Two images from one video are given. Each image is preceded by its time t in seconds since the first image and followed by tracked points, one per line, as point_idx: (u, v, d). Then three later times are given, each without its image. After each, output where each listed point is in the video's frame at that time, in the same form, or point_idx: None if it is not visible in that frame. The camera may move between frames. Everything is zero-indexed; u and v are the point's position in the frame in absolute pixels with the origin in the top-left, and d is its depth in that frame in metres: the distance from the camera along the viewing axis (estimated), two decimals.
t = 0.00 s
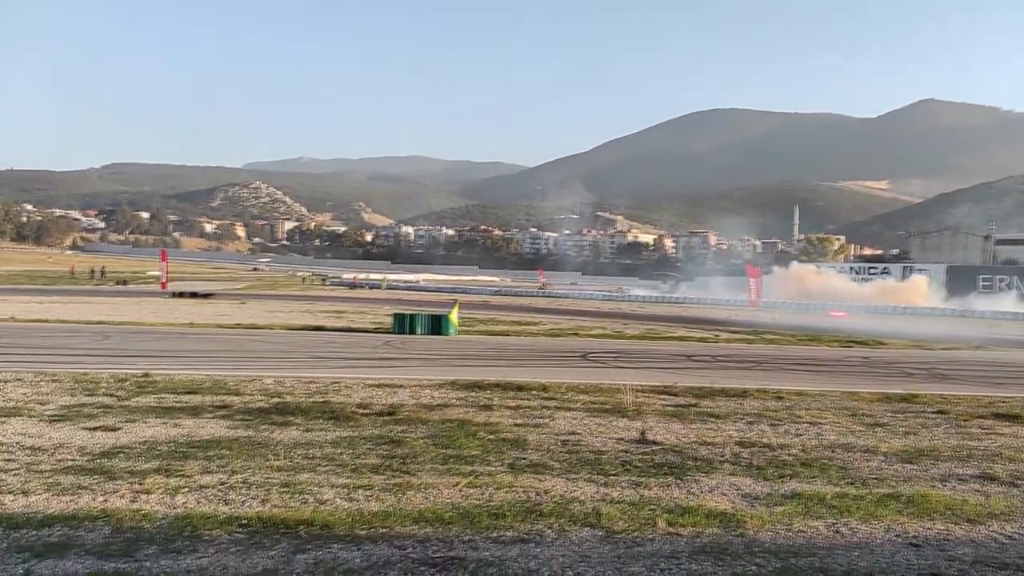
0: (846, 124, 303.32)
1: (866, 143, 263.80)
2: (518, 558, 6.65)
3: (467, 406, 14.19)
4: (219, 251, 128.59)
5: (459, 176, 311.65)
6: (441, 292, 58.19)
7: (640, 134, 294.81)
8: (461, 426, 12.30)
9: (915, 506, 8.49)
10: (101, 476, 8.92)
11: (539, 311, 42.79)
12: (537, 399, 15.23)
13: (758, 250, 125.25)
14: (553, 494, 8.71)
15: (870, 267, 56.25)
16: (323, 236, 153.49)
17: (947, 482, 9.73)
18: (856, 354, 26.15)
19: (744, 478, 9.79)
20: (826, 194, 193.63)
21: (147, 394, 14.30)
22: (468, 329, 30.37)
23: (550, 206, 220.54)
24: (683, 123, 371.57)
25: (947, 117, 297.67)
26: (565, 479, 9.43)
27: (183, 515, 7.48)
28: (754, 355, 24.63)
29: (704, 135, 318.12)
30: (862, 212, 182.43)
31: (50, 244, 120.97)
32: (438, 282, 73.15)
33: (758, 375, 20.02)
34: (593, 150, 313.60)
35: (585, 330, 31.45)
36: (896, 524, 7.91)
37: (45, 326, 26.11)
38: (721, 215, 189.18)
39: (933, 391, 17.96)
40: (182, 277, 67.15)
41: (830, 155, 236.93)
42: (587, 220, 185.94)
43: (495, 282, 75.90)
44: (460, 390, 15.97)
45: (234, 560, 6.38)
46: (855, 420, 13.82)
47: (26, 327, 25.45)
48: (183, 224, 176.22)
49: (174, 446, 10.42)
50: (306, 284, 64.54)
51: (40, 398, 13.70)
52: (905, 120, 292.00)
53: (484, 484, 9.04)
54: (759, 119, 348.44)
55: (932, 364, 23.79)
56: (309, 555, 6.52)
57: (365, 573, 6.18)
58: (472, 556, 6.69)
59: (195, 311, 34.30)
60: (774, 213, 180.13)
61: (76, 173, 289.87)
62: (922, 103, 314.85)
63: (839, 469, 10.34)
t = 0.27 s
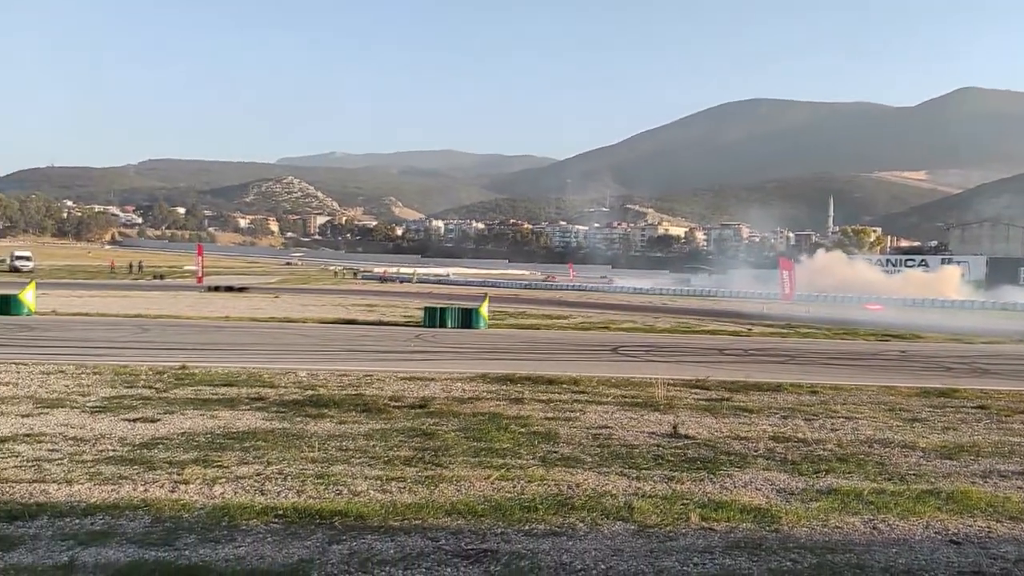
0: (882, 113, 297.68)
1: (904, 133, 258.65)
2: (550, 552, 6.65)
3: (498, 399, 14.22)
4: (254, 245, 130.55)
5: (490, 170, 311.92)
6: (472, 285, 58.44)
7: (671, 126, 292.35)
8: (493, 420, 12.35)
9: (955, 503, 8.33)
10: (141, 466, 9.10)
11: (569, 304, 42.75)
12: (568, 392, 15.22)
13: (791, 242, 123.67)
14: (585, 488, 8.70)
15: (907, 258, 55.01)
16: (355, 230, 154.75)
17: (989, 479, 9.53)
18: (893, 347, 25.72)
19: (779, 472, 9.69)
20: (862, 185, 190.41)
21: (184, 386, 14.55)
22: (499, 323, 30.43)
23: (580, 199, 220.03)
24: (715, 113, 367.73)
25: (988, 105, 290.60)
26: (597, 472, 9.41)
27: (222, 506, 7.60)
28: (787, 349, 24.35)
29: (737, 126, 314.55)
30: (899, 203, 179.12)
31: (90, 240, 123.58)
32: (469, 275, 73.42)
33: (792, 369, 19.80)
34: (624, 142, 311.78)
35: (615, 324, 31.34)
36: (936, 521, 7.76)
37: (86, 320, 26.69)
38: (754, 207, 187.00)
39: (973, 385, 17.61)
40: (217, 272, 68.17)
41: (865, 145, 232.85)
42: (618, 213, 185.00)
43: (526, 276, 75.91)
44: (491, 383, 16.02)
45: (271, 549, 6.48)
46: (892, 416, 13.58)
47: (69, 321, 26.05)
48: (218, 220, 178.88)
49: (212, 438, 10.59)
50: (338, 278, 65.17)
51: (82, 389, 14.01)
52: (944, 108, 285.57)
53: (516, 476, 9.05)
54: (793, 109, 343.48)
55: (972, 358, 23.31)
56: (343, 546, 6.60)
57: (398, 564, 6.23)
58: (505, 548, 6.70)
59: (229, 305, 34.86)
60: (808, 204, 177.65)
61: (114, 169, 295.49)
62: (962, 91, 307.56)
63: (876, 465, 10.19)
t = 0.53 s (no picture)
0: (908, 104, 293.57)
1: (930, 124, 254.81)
2: (573, 547, 6.66)
3: (519, 394, 14.23)
4: (276, 241, 131.64)
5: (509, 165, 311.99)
6: (492, 280, 58.49)
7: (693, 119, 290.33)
8: (514, 414, 12.37)
9: (984, 499, 8.21)
10: (168, 459, 9.22)
11: (589, 299, 42.71)
12: (589, 387, 15.21)
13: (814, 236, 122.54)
14: (607, 483, 8.69)
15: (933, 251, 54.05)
16: (375, 225, 155.46)
17: (1018, 476, 9.39)
18: (919, 342, 25.41)
19: (802, 468, 9.61)
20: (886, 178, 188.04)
21: (210, 380, 14.75)
22: (520, 318, 30.47)
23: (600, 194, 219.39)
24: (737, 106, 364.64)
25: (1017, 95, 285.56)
26: (619, 467, 9.39)
27: (245, 499, 7.66)
28: (811, 343, 24.13)
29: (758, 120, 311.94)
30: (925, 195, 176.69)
31: (116, 237, 125.22)
32: (489, 270, 73.51)
33: (815, 364, 19.65)
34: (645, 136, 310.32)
35: (637, 319, 31.26)
36: (965, 518, 7.65)
37: (113, 314, 27.08)
38: (776, 201, 185.40)
39: (1000, 380, 17.36)
40: (240, 268, 68.76)
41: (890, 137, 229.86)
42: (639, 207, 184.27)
43: (546, 270, 75.86)
44: (512, 378, 16.04)
45: (294, 542, 6.54)
46: (918, 411, 13.41)
47: (97, 316, 26.42)
48: (241, 216, 180.52)
49: (235, 431, 10.69)
50: (360, 273, 65.65)
51: (108, 383, 14.22)
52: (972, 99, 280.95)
53: (537, 471, 9.05)
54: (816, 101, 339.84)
55: (1000, 352, 22.99)
56: (366, 539, 6.63)
57: (421, 557, 6.27)
58: (527, 543, 6.71)
59: (253, 301, 35.23)
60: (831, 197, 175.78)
61: (139, 166, 299.21)
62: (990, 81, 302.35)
63: (902, 460, 10.08)
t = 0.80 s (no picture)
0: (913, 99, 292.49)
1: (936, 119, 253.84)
2: (577, 543, 6.65)
3: (524, 391, 14.21)
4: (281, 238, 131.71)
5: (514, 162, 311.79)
6: (497, 277, 58.43)
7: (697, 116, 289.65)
8: (519, 411, 12.35)
9: (990, 496, 8.18)
10: (174, 456, 9.24)
11: (594, 296, 42.64)
12: (594, 384, 15.18)
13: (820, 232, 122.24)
14: (612, 479, 8.67)
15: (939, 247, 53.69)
16: (380, 222, 155.43)
17: None
18: (925, 338, 25.35)
19: (808, 464, 9.58)
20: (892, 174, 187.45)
21: (215, 377, 14.77)
22: (524, 314, 30.42)
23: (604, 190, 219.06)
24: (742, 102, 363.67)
25: None
26: (624, 464, 9.37)
27: (250, 496, 7.67)
28: (817, 339, 24.06)
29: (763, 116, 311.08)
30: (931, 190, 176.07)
31: (121, 235, 125.43)
32: (493, 267, 73.45)
33: (821, 360, 19.59)
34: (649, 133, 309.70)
35: (642, 316, 31.20)
36: (972, 514, 7.61)
37: (118, 312, 27.11)
38: (782, 197, 184.86)
39: (1007, 376, 17.31)
40: (245, 265, 68.77)
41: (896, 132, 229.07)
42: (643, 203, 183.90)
43: (551, 267, 75.80)
44: (516, 375, 16.03)
45: (299, 538, 6.54)
46: (925, 407, 13.36)
47: (102, 313, 26.45)
48: (246, 213, 180.75)
49: (240, 428, 10.71)
50: (364, 270, 65.67)
51: (115, 380, 14.26)
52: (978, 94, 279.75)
53: (542, 468, 9.05)
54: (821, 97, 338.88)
55: (1006, 348, 22.92)
56: (371, 536, 6.63)
57: (425, 554, 6.25)
58: (532, 540, 6.71)
59: (258, 298, 35.25)
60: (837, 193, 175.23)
61: (144, 164, 299.58)
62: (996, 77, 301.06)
63: (908, 457, 10.04)
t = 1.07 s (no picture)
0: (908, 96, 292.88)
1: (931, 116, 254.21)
2: (573, 540, 6.65)
3: (520, 388, 14.22)
4: (277, 236, 131.56)
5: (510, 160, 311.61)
6: (493, 275, 58.41)
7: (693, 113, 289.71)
8: (515, 408, 12.37)
9: (983, 493, 8.22)
10: (170, 454, 9.22)
11: (589, 294, 42.64)
12: (590, 381, 15.20)
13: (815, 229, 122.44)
14: (607, 477, 8.69)
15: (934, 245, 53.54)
16: (375, 220, 155.27)
17: (1017, 469, 9.40)
18: (920, 335, 25.42)
19: (802, 461, 9.62)
20: (887, 172, 187.82)
21: (210, 375, 14.75)
22: (520, 312, 30.39)
23: (600, 189, 219.19)
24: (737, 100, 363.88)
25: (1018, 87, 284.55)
26: (619, 461, 9.38)
27: (245, 494, 7.66)
28: (812, 337, 24.09)
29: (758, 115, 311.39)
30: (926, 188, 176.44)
31: (116, 232, 125.15)
32: (488, 264, 73.36)
33: (817, 358, 19.66)
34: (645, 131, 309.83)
35: (638, 313, 31.22)
36: (966, 511, 7.66)
37: (113, 310, 27.02)
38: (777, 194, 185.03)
39: (1001, 373, 17.36)
40: (240, 263, 68.67)
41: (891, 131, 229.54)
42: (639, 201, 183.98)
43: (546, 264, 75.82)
44: (513, 372, 16.05)
45: (295, 537, 6.54)
46: (919, 404, 13.41)
47: (97, 311, 26.38)
48: (241, 210, 180.34)
49: (235, 427, 10.69)
50: (360, 268, 65.56)
51: (109, 378, 14.22)
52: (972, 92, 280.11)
53: (538, 465, 9.06)
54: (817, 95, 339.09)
55: (1000, 346, 22.97)
56: (367, 534, 6.64)
57: (420, 553, 6.24)
58: (527, 537, 6.71)
59: (254, 296, 35.20)
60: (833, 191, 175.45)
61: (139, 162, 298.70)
62: (990, 74, 301.39)
63: (902, 453, 10.09)
